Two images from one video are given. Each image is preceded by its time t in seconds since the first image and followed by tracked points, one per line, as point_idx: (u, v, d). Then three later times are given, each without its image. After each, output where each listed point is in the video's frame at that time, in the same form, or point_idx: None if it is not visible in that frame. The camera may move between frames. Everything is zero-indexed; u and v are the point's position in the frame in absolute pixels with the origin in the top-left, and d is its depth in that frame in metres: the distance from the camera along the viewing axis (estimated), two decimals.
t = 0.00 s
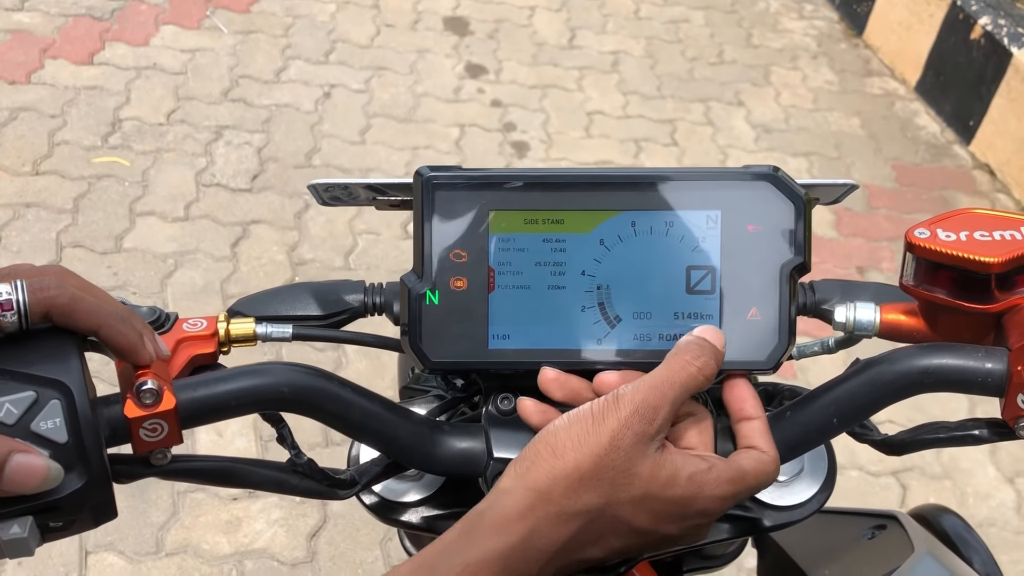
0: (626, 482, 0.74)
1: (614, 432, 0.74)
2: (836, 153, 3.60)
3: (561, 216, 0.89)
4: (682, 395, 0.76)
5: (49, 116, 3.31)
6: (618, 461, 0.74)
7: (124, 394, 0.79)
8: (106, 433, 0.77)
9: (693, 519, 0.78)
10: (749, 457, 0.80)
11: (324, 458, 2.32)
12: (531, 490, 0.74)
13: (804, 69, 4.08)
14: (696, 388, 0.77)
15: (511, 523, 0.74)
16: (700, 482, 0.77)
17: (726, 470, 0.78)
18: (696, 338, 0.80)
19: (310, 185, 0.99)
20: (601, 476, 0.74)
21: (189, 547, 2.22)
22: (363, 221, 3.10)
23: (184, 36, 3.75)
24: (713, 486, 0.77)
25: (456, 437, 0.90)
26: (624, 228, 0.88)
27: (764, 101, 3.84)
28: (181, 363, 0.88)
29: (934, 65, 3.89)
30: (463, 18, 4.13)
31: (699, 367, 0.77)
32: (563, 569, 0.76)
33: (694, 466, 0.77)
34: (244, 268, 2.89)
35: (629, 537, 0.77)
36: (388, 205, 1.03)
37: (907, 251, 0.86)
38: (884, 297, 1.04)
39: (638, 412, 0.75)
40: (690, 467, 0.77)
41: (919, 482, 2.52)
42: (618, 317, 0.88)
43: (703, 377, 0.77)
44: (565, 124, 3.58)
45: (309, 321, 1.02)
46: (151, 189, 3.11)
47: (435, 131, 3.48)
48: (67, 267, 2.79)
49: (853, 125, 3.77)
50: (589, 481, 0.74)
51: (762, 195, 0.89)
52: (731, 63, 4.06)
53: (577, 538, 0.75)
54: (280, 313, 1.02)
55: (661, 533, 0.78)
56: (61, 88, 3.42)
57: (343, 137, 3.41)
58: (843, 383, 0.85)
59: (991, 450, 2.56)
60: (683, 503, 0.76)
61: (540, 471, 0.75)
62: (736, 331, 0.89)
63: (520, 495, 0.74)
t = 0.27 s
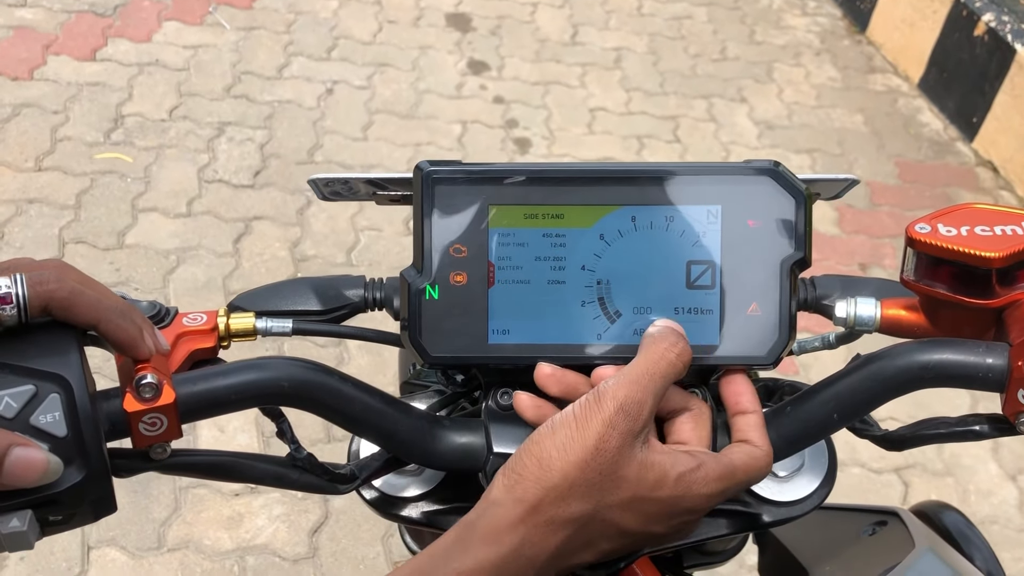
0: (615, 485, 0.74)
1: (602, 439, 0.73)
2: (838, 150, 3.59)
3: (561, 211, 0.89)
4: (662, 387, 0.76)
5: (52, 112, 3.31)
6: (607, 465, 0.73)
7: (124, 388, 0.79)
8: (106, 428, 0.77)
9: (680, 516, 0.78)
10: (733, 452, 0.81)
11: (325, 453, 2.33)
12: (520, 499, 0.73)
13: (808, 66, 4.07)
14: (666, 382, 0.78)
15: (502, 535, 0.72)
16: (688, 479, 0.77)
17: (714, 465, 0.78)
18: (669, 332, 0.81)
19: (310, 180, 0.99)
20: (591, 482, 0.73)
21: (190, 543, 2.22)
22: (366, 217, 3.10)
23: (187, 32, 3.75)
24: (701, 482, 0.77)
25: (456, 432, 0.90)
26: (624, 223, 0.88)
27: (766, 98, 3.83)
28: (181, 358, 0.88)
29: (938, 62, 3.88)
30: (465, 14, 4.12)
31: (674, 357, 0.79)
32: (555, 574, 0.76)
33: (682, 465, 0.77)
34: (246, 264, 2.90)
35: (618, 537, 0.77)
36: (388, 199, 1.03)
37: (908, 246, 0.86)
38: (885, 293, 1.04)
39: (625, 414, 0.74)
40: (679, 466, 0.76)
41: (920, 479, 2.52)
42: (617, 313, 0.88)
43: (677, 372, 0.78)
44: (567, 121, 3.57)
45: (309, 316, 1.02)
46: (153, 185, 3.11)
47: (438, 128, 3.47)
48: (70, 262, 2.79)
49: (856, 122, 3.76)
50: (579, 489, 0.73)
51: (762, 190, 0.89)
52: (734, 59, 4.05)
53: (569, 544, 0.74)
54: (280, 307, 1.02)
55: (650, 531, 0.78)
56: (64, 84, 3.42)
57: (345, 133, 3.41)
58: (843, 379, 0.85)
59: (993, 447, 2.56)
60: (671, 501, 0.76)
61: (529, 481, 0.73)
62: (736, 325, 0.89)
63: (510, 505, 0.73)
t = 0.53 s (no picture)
0: (623, 478, 0.74)
1: (619, 431, 0.73)
2: (841, 148, 3.59)
3: (559, 207, 0.89)
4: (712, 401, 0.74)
5: (55, 108, 3.31)
6: (617, 459, 0.74)
7: (123, 382, 0.79)
8: (105, 421, 0.78)
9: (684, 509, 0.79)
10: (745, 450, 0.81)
11: (326, 449, 2.33)
12: (527, 479, 0.75)
13: (811, 64, 4.07)
14: (746, 414, 0.71)
15: (505, 510, 0.74)
16: (695, 478, 0.77)
17: (726, 467, 0.79)
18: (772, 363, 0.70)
19: (309, 176, 0.99)
20: (597, 469, 0.74)
21: (192, 538, 2.23)
22: (368, 214, 3.10)
23: (190, 28, 3.76)
24: (708, 480, 0.78)
25: (454, 428, 0.91)
26: (622, 220, 0.88)
27: (769, 96, 3.82)
28: (180, 353, 0.89)
29: (941, 60, 3.88)
30: (468, 11, 4.12)
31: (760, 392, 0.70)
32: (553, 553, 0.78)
33: (693, 463, 0.77)
34: (248, 260, 2.90)
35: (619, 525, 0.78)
36: (387, 195, 1.03)
37: (905, 244, 0.86)
38: (883, 290, 1.04)
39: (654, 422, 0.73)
40: (689, 464, 0.77)
41: (921, 477, 2.52)
42: (615, 309, 0.89)
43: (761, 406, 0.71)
44: (570, 118, 3.57)
45: (308, 312, 1.03)
46: (156, 181, 3.12)
47: (440, 125, 3.48)
48: (72, 258, 2.80)
49: (859, 120, 3.76)
50: (586, 476, 0.74)
51: (760, 187, 0.89)
52: (737, 57, 4.05)
53: (568, 526, 0.76)
54: (280, 303, 1.02)
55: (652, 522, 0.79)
56: (67, 80, 3.43)
57: (348, 130, 3.41)
58: (839, 375, 0.85)
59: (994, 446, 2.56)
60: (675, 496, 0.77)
61: (535, 460, 0.75)
62: (733, 322, 0.89)
63: (515, 483, 0.75)
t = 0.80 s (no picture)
0: (596, 459, 0.74)
1: (587, 411, 0.74)
2: (843, 148, 3.58)
3: (558, 205, 0.89)
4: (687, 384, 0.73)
5: (57, 105, 3.31)
6: (586, 440, 0.74)
7: (120, 378, 0.79)
8: (101, 418, 0.78)
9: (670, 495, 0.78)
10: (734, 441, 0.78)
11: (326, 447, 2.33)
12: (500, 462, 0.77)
13: (813, 63, 4.06)
14: (721, 390, 0.71)
15: (478, 491, 0.76)
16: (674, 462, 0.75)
17: (709, 449, 0.76)
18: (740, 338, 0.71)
19: (308, 172, 0.99)
20: (568, 452, 0.75)
21: (191, 536, 2.23)
22: (369, 212, 3.10)
23: (192, 26, 3.76)
24: (692, 466, 0.76)
25: (452, 426, 0.91)
26: (621, 218, 0.88)
27: (771, 95, 3.82)
28: (177, 349, 0.89)
29: (944, 60, 3.87)
30: (470, 10, 4.12)
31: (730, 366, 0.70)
32: (536, 541, 0.79)
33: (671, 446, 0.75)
34: (249, 258, 2.90)
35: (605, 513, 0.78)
36: (386, 192, 1.03)
37: (905, 243, 0.86)
38: (882, 289, 1.03)
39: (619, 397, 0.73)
40: (665, 443, 0.75)
41: (922, 478, 2.51)
42: (614, 307, 0.88)
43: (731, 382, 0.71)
44: (572, 117, 3.57)
45: (307, 309, 1.03)
46: (157, 179, 3.11)
47: (442, 123, 3.47)
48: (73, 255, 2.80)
49: (861, 121, 3.75)
50: (559, 456, 0.75)
51: (760, 185, 0.89)
52: (739, 57, 4.04)
53: (546, 511, 0.77)
54: (278, 300, 1.02)
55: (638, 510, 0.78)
56: (70, 77, 3.43)
57: (349, 128, 3.41)
58: (839, 375, 0.85)
59: (995, 448, 2.55)
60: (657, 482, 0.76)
61: (510, 443, 0.77)
62: (733, 321, 0.89)
63: (488, 467, 0.77)
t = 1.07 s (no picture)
0: (471, 382, 0.75)
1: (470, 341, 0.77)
2: (844, 148, 3.58)
3: (560, 204, 0.89)
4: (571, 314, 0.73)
5: (58, 104, 3.31)
6: (472, 366, 0.76)
7: (121, 376, 0.79)
8: (102, 416, 0.78)
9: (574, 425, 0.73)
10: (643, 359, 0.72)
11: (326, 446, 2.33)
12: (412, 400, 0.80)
13: (814, 64, 4.06)
14: (580, 308, 0.72)
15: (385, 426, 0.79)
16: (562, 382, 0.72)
17: (583, 370, 0.72)
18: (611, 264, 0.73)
19: (310, 171, 0.99)
20: (459, 380, 0.76)
21: (191, 535, 2.23)
22: (369, 211, 3.10)
23: (192, 25, 3.76)
24: (579, 384, 0.72)
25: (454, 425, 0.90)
26: (624, 217, 0.88)
27: (772, 95, 3.82)
28: (178, 348, 0.89)
29: (945, 61, 3.87)
30: (471, 9, 4.12)
31: (595, 289, 0.72)
32: (448, 482, 0.76)
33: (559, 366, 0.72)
34: (249, 257, 2.90)
35: (508, 447, 0.74)
36: (388, 191, 1.03)
37: (908, 243, 0.86)
38: (884, 289, 1.03)
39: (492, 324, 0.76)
40: (534, 362, 0.73)
41: (922, 478, 2.51)
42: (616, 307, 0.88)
43: (595, 297, 0.72)
44: (573, 117, 3.57)
45: (308, 308, 1.02)
46: (157, 177, 3.11)
47: (442, 123, 3.47)
48: (73, 253, 2.80)
49: (862, 121, 3.75)
50: (448, 386, 0.77)
51: (763, 185, 0.89)
52: (740, 57, 4.04)
53: (447, 443, 0.76)
54: (279, 299, 1.02)
55: (544, 443, 0.74)
56: (70, 76, 3.43)
57: (350, 127, 3.41)
58: (841, 375, 0.84)
59: (995, 448, 2.55)
60: (544, 405, 0.73)
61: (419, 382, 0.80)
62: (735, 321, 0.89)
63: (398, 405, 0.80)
